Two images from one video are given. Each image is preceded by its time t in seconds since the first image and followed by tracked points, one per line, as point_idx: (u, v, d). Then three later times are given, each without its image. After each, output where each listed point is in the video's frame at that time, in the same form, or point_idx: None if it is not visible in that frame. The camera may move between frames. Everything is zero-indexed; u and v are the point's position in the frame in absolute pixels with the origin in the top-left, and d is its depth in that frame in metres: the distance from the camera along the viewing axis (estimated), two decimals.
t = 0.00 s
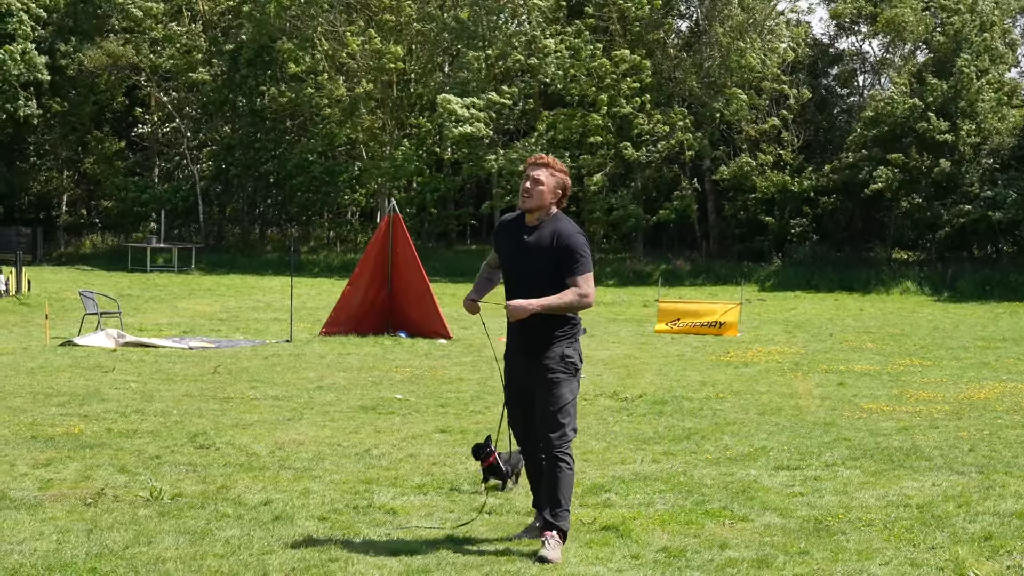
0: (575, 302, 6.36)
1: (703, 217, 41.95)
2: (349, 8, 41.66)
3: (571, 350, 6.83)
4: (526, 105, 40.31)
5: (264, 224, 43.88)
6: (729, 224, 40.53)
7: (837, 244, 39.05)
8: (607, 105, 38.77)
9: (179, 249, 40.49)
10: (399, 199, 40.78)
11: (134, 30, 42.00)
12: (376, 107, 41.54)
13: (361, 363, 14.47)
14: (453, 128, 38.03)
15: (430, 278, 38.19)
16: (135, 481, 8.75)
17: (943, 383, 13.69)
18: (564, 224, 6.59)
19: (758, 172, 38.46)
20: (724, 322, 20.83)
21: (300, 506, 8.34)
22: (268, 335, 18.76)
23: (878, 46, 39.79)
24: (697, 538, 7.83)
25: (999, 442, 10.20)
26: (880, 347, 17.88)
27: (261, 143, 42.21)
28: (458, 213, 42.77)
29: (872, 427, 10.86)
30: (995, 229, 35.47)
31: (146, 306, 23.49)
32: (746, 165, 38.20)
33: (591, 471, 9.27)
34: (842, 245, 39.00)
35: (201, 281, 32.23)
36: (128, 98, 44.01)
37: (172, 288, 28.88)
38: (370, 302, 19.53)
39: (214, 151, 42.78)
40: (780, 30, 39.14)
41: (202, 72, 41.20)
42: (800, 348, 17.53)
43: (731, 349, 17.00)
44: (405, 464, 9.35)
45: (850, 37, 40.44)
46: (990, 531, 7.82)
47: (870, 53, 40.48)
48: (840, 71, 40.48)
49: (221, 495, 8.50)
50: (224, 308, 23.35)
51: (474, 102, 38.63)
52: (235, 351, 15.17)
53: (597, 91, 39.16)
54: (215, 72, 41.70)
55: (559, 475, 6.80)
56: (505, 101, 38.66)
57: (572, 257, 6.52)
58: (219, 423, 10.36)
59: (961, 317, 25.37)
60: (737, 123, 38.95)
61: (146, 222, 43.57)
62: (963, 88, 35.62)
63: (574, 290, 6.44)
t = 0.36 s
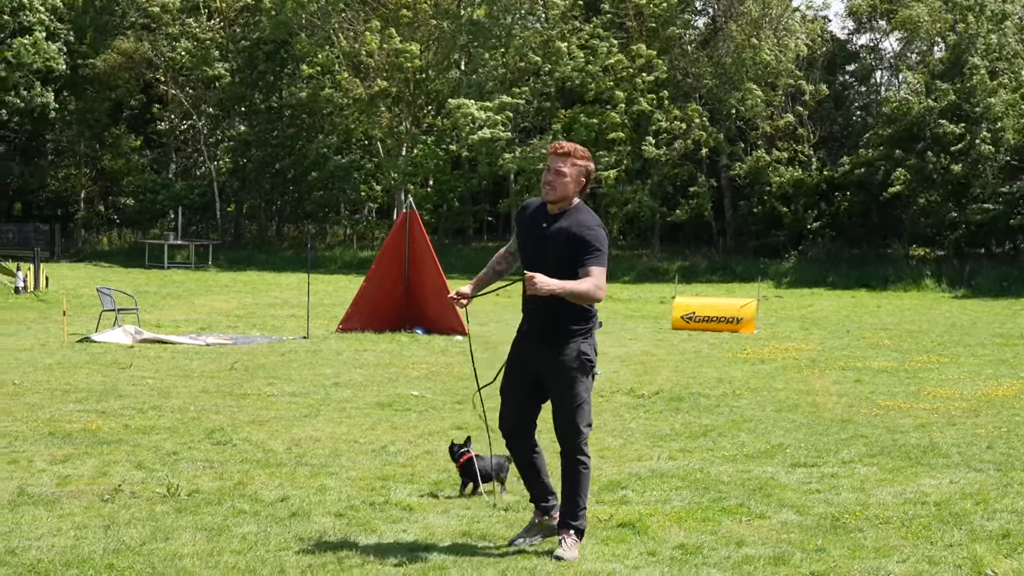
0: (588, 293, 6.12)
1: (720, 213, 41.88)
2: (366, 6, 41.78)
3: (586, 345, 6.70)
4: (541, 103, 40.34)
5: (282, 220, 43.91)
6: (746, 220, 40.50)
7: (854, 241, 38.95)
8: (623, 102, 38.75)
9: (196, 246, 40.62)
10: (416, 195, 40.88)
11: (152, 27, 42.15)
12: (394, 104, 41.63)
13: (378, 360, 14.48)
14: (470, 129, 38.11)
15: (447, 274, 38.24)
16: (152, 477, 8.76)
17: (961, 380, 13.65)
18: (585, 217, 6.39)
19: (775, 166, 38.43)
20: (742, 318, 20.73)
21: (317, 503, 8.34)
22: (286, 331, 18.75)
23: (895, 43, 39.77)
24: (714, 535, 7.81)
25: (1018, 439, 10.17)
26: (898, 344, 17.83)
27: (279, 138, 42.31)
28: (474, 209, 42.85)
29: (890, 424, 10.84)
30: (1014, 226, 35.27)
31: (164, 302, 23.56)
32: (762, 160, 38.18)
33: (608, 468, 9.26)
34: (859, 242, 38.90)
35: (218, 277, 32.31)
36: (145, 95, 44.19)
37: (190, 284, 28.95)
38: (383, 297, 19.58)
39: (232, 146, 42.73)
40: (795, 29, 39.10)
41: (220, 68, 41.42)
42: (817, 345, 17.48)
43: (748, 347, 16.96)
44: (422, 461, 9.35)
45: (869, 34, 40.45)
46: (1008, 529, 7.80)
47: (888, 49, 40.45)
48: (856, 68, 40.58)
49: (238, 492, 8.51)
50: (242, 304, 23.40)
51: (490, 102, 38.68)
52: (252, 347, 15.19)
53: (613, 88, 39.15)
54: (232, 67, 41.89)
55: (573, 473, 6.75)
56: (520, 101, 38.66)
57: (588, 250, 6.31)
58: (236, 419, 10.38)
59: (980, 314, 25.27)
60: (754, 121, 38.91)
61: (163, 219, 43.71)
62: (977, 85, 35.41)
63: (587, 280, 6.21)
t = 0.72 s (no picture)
0: (582, 298, 5.99)
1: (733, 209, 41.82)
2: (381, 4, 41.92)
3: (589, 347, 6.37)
4: (554, 100, 39.97)
5: (296, 218, 44.01)
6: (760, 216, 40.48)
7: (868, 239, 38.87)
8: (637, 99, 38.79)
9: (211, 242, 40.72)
10: (430, 191, 40.98)
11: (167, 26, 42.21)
12: (409, 101, 41.72)
13: (393, 356, 14.49)
14: (487, 130, 38.30)
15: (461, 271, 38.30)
16: (167, 474, 8.77)
17: (976, 376, 13.63)
18: (582, 214, 6.19)
19: (789, 163, 38.42)
20: (756, 313, 20.81)
21: (331, 499, 8.35)
22: (301, 329, 18.76)
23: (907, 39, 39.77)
24: (729, 531, 7.81)
25: None
26: (913, 341, 17.78)
27: (295, 136, 42.47)
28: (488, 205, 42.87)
29: (905, 421, 10.82)
30: None
31: (179, 299, 23.62)
32: (776, 157, 38.21)
33: (622, 465, 9.25)
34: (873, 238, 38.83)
35: (233, 274, 32.33)
36: (159, 93, 44.14)
37: (205, 281, 29.01)
38: (397, 293, 19.62)
39: (246, 144, 42.98)
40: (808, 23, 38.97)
41: (236, 65, 41.51)
42: (833, 341, 17.45)
43: (763, 343, 16.96)
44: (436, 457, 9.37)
45: (880, 26, 39.37)
46: None
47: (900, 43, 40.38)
48: (870, 65, 39.66)
49: (253, 488, 8.52)
50: (257, 301, 23.44)
51: (503, 101, 38.77)
52: (267, 344, 15.20)
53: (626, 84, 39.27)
54: (247, 64, 42.05)
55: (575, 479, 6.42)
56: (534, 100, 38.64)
57: (586, 250, 6.12)
58: (251, 416, 10.39)
59: (994, 311, 25.21)
60: (768, 118, 38.88)
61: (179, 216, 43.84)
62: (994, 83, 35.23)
63: (581, 283, 6.05)
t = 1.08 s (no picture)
0: (570, 288, 5.95)
1: (753, 207, 41.69)
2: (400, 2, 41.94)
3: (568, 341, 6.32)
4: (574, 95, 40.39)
5: (315, 216, 44.17)
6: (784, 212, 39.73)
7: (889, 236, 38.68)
8: (654, 95, 38.76)
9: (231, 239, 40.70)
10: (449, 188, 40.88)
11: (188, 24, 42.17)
12: (428, 98, 41.05)
13: (413, 353, 14.50)
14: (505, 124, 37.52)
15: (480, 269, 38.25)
16: (188, 471, 8.79)
17: (997, 374, 13.59)
18: (547, 206, 6.13)
19: (806, 161, 38.38)
20: (777, 312, 20.75)
21: (352, 497, 8.36)
22: (322, 326, 18.77)
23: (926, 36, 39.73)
24: (749, 528, 7.81)
25: None
26: (934, 338, 17.73)
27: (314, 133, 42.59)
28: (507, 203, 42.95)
29: (925, 418, 10.81)
30: None
31: (198, 296, 23.68)
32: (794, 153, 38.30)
33: (642, 462, 9.26)
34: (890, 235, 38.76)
35: (253, 272, 32.34)
36: (179, 91, 44.20)
37: (224, 279, 29.03)
38: (416, 291, 19.64)
39: (266, 144, 42.48)
40: (826, 19, 39.07)
41: (255, 64, 41.06)
42: (853, 338, 17.41)
43: (784, 340, 16.92)
44: (456, 454, 9.38)
45: (897, 23, 39.59)
46: None
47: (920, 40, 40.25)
48: (885, 62, 39.86)
49: (274, 485, 8.54)
50: (277, 298, 23.47)
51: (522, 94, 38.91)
52: (287, 341, 15.23)
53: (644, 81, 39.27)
54: (269, 62, 42.16)
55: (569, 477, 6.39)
56: (553, 93, 38.64)
57: (561, 241, 6.08)
58: (271, 413, 10.42)
59: (1015, 308, 25.09)
60: (787, 113, 38.95)
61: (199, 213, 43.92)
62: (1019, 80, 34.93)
63: (566, 272, 6.01)
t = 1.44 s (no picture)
0: (558, 281, 5.58)
1: (780, 204, 41.69)
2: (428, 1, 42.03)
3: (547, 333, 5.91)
4: (600, 91, 40.80)
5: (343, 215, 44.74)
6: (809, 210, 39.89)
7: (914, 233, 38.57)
8: (680, 91, 38.87)
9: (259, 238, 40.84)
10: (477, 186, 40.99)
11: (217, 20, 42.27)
12: (455, 96, 41.17)
13: (440, 350, 14.53)
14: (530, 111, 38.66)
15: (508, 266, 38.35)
16: (216, 468, 8.81)
17: None
18: (529, 193, 5.75)
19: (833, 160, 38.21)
20: (804, 310, 20.72)
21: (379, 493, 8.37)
22: (349, 323, 18.78)
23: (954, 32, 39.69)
24: (778, 526, 7.79)
25: None
26: (962, 335, 17.66)
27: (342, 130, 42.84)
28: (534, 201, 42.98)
29: (954, 415, 10.78)
30: None
31: (225, 294, 23.79)
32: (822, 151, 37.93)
33: (670, 459, 9.26)
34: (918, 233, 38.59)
35: (280, 270, 32.44)
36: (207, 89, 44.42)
37: (251, 276, 29.13)
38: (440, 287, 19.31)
39: (292, 140, 42.85)
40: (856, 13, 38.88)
41: (285, 66, 41.49)
42: (882, 336, 17.36)
43: (812, 338, 16.90)
44: (484, 451, 9.39)
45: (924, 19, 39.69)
46: None
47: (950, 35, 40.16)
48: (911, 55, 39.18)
49: (302, 482, 8.56)
50: (304, 296, 23.55)
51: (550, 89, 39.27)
52: (315, 339, 15.27)
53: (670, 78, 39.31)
54: (297, 62, 42.06)
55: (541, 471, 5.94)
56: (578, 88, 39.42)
57: (546, 230, 5.70)
58: (300, 410, 10.44)
59: None
60: (815, 110, 38.62)
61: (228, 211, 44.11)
62: None
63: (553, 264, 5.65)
